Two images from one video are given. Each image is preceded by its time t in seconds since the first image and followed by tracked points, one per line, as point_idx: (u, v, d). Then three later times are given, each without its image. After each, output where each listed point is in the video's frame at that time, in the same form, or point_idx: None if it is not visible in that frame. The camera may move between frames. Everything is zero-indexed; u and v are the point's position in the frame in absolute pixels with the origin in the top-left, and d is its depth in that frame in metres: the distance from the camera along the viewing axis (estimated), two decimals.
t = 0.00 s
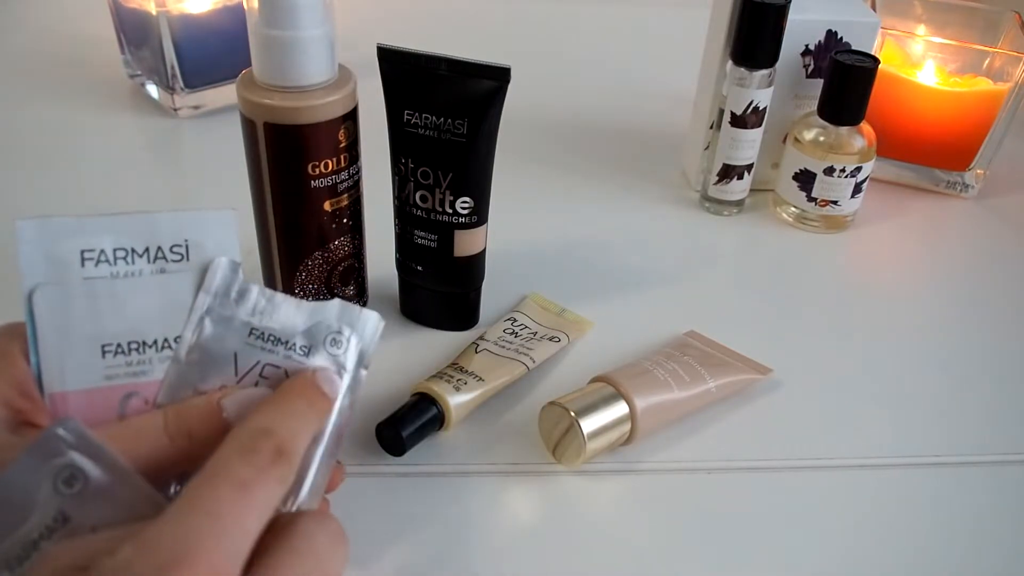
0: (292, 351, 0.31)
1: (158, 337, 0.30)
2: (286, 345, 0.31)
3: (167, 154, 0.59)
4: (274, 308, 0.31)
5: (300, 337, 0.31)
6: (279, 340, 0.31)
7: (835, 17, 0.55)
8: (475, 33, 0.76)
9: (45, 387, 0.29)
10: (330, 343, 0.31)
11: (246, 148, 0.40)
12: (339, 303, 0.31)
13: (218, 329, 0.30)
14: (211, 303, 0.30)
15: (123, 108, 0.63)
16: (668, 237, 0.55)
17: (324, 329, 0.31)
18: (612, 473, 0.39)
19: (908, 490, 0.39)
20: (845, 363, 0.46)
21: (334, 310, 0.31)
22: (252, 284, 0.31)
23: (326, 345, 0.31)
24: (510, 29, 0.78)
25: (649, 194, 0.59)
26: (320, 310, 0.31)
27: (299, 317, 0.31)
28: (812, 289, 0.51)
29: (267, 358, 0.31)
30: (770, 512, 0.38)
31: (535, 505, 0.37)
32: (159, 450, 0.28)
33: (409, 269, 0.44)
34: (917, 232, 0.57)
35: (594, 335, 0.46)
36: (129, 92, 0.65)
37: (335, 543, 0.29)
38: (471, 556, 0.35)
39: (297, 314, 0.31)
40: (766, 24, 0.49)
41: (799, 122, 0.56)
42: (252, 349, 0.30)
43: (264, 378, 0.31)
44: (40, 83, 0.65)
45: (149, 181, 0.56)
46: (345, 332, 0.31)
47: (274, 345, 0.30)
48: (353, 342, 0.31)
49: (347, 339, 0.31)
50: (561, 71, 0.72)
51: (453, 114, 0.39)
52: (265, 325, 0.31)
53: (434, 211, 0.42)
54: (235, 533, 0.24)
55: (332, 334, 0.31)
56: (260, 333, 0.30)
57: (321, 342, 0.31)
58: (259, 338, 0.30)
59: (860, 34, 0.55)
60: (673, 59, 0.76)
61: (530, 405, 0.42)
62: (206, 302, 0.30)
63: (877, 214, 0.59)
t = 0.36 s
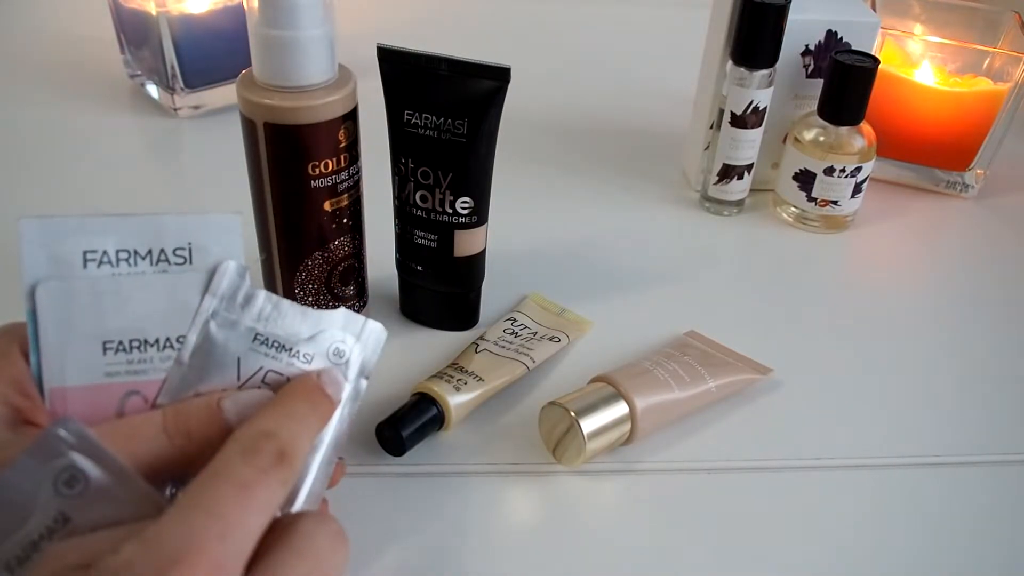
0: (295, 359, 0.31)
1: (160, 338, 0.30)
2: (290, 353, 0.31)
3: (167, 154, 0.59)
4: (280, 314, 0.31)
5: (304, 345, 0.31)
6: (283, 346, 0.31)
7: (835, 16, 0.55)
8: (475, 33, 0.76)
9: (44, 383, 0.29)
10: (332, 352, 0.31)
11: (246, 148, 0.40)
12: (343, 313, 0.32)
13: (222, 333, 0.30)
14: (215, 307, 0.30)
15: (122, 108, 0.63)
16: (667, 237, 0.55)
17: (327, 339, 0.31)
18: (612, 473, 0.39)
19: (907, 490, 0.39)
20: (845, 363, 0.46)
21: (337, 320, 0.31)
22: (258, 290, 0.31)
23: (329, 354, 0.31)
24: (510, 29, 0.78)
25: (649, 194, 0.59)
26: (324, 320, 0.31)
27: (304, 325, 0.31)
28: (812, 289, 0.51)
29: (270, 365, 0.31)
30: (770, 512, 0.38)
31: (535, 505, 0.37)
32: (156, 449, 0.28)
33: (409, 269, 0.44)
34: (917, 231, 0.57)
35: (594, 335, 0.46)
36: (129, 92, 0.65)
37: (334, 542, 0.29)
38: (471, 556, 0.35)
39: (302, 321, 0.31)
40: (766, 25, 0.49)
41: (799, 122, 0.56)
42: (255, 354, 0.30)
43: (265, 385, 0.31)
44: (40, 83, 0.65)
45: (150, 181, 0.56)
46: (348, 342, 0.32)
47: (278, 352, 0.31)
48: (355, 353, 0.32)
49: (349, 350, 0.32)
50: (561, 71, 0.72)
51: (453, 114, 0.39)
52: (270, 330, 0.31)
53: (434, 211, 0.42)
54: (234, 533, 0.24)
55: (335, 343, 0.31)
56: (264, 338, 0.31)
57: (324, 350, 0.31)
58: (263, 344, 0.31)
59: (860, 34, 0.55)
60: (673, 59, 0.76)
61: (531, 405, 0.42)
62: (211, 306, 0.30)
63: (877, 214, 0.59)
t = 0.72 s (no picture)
0: (293, 354, 0.31)
1: (158, 335, 0.30)
2: (287, 348, 0.31)
3: (167, 153, 0.59)
4: (277, 310, 0.31)
5: (301, 341, 0.31)
6: (281, 343, 0.31)
7: (836, 16, 0.55)
8: (476, 33, 0.76)
9: (43, 380, 0.29)
10: (330, 348, 0.31)
11: (246, 148, 0.40)
12: (340, 308, 0.32)
13: (220, 330, 0.30)
14: (212, 303, 0.30)
15: (122, 108, 0.63)
16: (667, 236, 0.55)
17: (325, 334, 0.31)
18: (612, 473, 0.39)
19: (907, 490, 0.39)
20: (845, 363, 0.46)
21: (335, 315, 0.31)
22: (255, 287, 0.31)
23: (327, 349, 0.31)
24: (510, 29, 0.78)
25: (649, 194, 0.59)
26: (322, 315, 0.31)
27: (302, 320, 0.31)
28: (812, 289, 0.51)
29: (267, 361, 0.31)
30: (770, 512, 0.38)
31: (535, 505, 0.37)
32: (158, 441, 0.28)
33: (409, 269, 0.44)
34: (917, 231, 0.57)
35: (594, 335, 0.46)
36: (129, 92, 0.65)
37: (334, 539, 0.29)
38: (471, 556, 0.35)
39: (299, 317, 0.31)
40: (766, 25, 0.49)
41: (798, 122, 0.56)
42: (253, 351, 0.31)
43: (264, 381, 0.31)
44: (41, 82, 0.65)
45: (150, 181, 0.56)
46: (346, 337, 0.32)
47: (276, 348, 0.31)
48: (353, 348, 0.32)
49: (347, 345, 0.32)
50: (561, 71, 0.72)
51: (453, 114, 0.39)
52: (267, 326, 0.31)
53: (434, 211, 0.42)
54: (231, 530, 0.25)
55: (333, 339, 0.31)
56: (262, 335, 0.31)
57: (322, 346, 0.31)
58: (261, 340, 0.31)
59: (860, 34, 0.55)
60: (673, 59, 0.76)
61: (531, 406, 0.42)
62: (209, 302, 0.30)
63: (877, 214, 0.59)
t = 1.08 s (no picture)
0: (290, 350, 0.31)
1: (154, 333, 0.30)
2: (285, 344, 0.31)
3: (168, 153, 0.59)
4: (273, 306, 0.31)
5: (298, 336, 0.31)
6: (278, 339, 0.31)
7: (836, 16, 0.55)
8: (476, 33, 0.76)
9: (40, 379, 0.29)
10: (328, 342, 0.31)
11: (246, 149, 0.40)
12: (336, 303, 0.32)
13: (217, 327, 0.30)
14: (209, 300, 0.30)
15: (122, 108, 0.63)
16: (667, 236, 0.55)
17: (322, 329, 0.31)
18: (612, 473, 0.39)
19: (907, 490, 0.39)
20: (845, 363, 0.46)
21: (331, 310, 0.32)
22: (250, 284, 0.31)
23: (324, 344, 0.31)
24: (510, 29, 0.78)
25: (649, 194, 0.59)
26: (318, 309, 0.31)
27: (297, 315, 0.31)
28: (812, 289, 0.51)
29: (265, 357, 0.31)
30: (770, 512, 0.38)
31: (535, 505, 0.37)
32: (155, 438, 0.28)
33: (409, 269, 0.44)
34: (917, 231, 0.57)
35: (594, 335, 0.46)
36: (129, 92, 0.65)
37: (331, 534, 0.29)
38: (470, 556, 0.35)
39: (295, 312, 0.31)
40: (766, 25, 0.49)
41: (799, 122, 0.56)
42: (250, 347, 0.31)
43: (262, 377, 0.31)
44: (41, 82, 0.65)
45: (150, 181, 0.56)
46: (343, 332, 0.32)
47: (273, 344, 0.31)
48: (351, 341, 0.32)
49: (345, 339, 0.32)
50: (561, 71, 0.72)
51: (453, 114, 0.39)
52: (264, 323, 0.31)
53: (434, 211, 0.42)
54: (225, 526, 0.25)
55: (330, 333, 0.32)
56: (258, 331, 0.31)
57: (319, 340, 0.31)
58: (258, 337, 0.31)
59: (861, 34, 0.55)
60: (673, 59, 0.76)
61: (531, 406, 0.42)
62: (205, 300, 0.30)
63: (877, 214, 0.59)
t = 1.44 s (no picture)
0: (289, 351, 0.31)
1: (153, 331, 0.30)
2: (284, 345, 0.31)
3: (168, 153, 0.59)
4: (273, 307, 0.31)
5: (297, 337, 0.31)
6: (277, 340, 0.31)
7: (835, 16, 0.55)
8: (476, 33, 0.76)
9: (40, 378, 0.29)
10: (326, 344, 0.32)
11: (246, 149, 0.40)
12: (335, 305, 0.32)
13: (217, 327, 0.30)
14: (209, 301, 0.30)
15: (122, 108, 0.63)
16: (666, 236, 0.55)
17: (321, 330, 0.32)
18: (612, 473, 0.39)
19: (907, 490, 0.39)
20: (844, 363, 0.46)
21: (330, 311, 0.32)
22: (250, 285, 0.31)
23: (323, 344, 0.32)
24: (510, 30, 0.78)
25: (649, 194, 0.59)
26: (317, 311, 0.32)
27: (297, 316, 0.31)
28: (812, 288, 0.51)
29: (264, 358, 0.31)
30: (770, 512, 0.38)
31: (536, 505, 0.37)
32: (154, 438, 0.28)
33: (409, 269, 0.44)
34: (917, 232, 0.57)
35: (594, 335, 0.46)
36: (129, 92, 0.65)
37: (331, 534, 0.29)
38: (470, 556, 0.35)
39: (295, 314, 0.31)
40: (766, 25, 0.49)
41: (799, 122, 0.56)
42: (249, 348, 0.31)
43: (261, 378, 0.31)
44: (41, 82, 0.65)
45: (150, 181, 0.56)
46: (342, 333, 0.32)
47: (273, 345, 0.31)
48: (349, 342, 0.32)
49: (343, 340, 0.32)
50: (561, 71, 0.72)
51: (453, 114, 0.39)
52: (264, 324, 0.31)
53: (434, 211, 0.42)
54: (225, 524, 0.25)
55: (329, 335, 0.32)
56: (258, 332, 0.31)
57: (318, 342, 0.31)
58: (257, 338, 0.31)
59: (861, 34, 0.55)
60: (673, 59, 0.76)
61: (530, 406, 0.42)
62: (206, 300, 0.30)
63: (877, 214, 0.59)
